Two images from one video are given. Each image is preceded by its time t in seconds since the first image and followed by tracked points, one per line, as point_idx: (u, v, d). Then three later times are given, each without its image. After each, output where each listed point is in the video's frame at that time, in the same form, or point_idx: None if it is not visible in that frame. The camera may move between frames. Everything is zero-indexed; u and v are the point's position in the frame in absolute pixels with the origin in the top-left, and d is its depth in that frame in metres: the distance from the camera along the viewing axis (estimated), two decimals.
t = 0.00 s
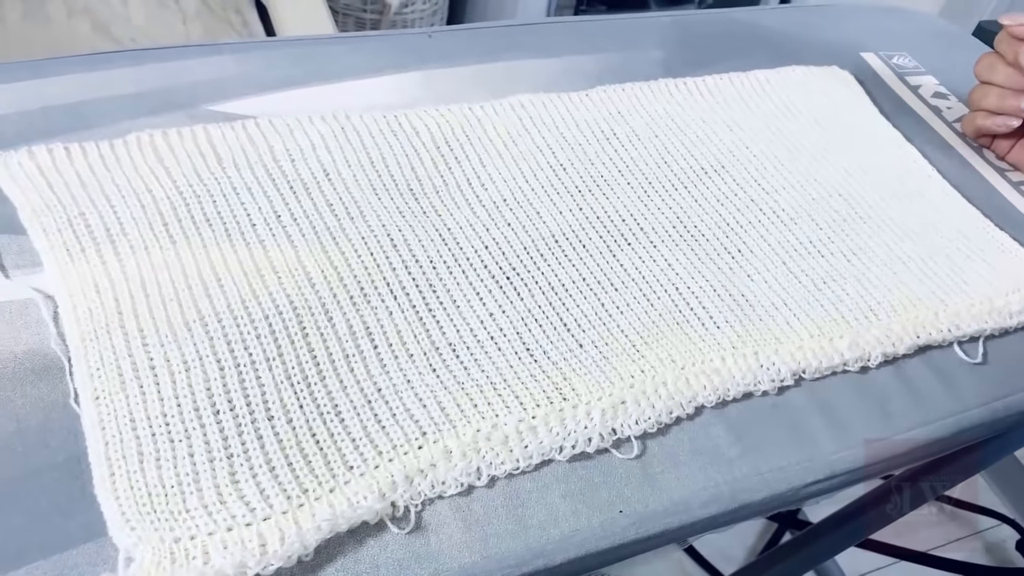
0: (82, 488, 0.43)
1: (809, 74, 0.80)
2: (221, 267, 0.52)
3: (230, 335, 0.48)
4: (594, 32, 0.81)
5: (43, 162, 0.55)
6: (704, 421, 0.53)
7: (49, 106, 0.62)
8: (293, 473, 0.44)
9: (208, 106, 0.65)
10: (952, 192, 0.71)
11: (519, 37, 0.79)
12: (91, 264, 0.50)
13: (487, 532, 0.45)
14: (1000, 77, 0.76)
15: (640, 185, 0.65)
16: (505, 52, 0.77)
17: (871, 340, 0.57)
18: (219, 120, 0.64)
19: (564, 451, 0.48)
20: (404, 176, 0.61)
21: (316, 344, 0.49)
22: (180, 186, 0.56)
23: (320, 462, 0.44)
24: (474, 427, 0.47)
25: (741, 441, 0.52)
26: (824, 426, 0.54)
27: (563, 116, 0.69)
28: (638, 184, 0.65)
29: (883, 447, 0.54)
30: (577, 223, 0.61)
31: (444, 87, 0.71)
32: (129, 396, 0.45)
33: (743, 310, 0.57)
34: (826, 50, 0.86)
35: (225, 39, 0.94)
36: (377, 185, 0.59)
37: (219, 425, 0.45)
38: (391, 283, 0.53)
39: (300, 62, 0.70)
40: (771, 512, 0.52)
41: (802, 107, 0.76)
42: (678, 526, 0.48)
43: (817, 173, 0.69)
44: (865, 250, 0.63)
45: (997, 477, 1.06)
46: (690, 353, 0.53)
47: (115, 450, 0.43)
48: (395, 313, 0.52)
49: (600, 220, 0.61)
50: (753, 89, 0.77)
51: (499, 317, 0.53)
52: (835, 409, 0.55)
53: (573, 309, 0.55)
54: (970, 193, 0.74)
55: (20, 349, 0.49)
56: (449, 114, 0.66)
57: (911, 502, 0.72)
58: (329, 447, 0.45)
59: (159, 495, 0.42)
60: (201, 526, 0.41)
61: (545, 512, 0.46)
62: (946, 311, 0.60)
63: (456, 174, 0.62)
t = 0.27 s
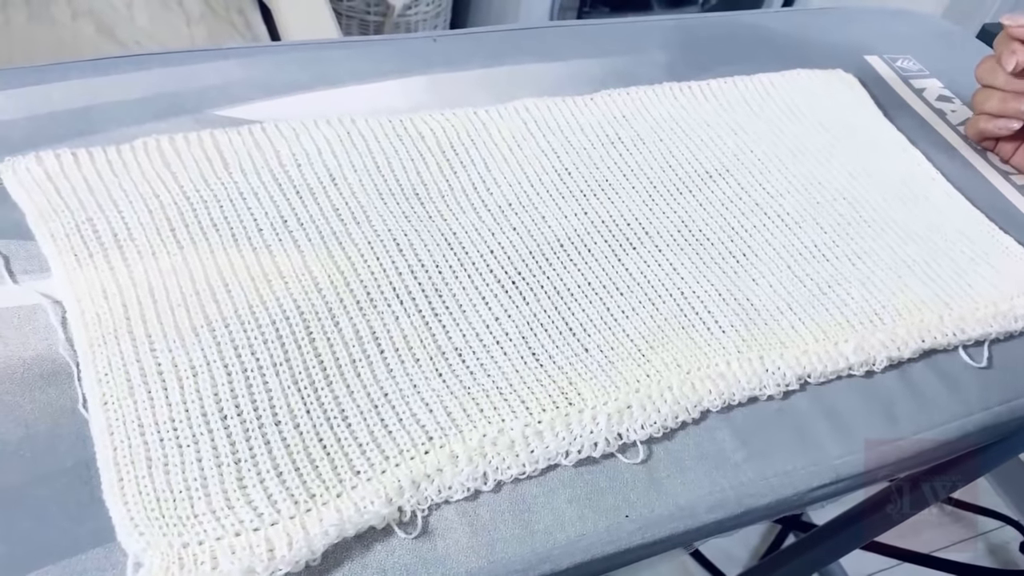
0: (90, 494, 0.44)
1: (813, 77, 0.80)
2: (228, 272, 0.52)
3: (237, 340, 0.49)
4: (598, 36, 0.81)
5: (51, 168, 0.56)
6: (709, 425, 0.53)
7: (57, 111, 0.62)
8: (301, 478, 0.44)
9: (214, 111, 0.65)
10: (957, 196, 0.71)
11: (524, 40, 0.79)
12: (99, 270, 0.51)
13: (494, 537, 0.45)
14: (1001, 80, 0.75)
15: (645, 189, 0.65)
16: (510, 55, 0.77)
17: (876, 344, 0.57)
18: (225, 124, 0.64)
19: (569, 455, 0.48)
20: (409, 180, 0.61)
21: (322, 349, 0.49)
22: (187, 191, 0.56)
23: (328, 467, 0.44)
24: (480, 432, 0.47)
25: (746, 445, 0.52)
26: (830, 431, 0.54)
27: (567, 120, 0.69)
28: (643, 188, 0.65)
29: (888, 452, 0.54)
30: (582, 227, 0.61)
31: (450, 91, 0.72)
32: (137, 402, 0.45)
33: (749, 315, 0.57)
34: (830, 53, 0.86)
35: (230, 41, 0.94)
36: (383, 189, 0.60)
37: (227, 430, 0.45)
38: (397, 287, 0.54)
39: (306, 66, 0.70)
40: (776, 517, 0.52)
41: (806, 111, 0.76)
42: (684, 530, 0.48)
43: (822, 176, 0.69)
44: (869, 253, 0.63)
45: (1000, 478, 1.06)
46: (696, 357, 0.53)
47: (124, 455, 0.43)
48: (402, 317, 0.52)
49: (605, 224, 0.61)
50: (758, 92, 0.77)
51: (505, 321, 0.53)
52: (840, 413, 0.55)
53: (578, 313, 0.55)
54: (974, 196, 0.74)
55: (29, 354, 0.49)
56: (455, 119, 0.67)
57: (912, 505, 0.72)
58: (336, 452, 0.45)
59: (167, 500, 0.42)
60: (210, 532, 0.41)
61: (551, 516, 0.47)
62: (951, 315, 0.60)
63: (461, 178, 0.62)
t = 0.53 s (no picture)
0: (95, 496, 0.44)
1: (815, 77, 0.80)
2: (232, 274, 0.52)
3: (242, 342, 0.49)
4: (600, 37, 0.81)
5: (55, 170, 0.56)
6: (712, 427, 0.53)
7: (60, 113, 0.63)
8: (305, 480, 0.44)
9: (217, 113, 0.65)
10: (960, 196, 0.71)
11: (526, 42, 0.79)
12: (103, 272, 0.51)
13: (498, 538, 0.45)
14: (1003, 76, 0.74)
15: (648, 190, 0.65)
16: (512, 56, 0.77)
17: (879, 345, 0.57)
18: (228, 126, 0.64)
19: (574, 457, 0.48)
20: (412, 182, 0.61)
21: (326, 350, 0.49)
22: (190, 193, 0.56)
23: (332, 468, 0.44)
24: (484, 433, 0.47)
25: (750, 446, 0.52)
26: (834, 432, 0.54)
27: (570, 121, 0.69)
28: (646, 189, 0.65)
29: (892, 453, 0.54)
30: (585, 228, 0.61)
31: (452, 92, 0.72)
32: (142, 404, 0.45)
33: (752, 316, 0.57)
34: (832, 54, 0.87)
35: (231, 43, 0.94)
36: (386, 191, 0.60)
37: (231, 432, 0.45)
38: (401, 289, 0.54)
39: (309, 68, 0.70)
40: (780, 518, 0.52)
41: (809, 111, 0.76)
42: (688, 532, 0.48)
43: (825, 177, 0.69)
44: (872, 254, 0.63)
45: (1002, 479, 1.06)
46: (699, 358, 0.53)
47: (129, 457, 0.44)
48: (406, 319, 0.52)
49: (608, 225, 0.61)
50: (760, 93, 0.77)
51: (509, 322, 0.53)
52: (843, 413, 0.55)
53: (582, 315, 0.55)
54: (977, 196, 0.74)
55: (34, 356, 0.49)
56: (458, 120, 0.67)
57: (913, 506, 0.71)
58: (340, 453, 0.45)
59: (172, 502, 0.42)
60: (215, 534, 0.41)
61: (556, 518, 0.47)
62: (955, 315, 0.60)
63: (464, 179, 0.62)
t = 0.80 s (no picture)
0: (101, 495, 0.44)
1: (816, 76, 0.80)
2: (236, 273, 0.52)
3: (246, 340, 0.49)
4: (601, 36, 0.82)
5: (59, 169, 0.56)
6: (715, 424, 0.53)
7: (63, 113, 0.63)
8: (310, 478, 0.44)
9: (220, 113, 0.65)
10: (961, 193, 0.71)
11: (527, 41, 0.79)
12: (108, 271, 0.51)
13: (503, 536, 0.45)
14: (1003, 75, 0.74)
15: (650, 188, 0.65)
16: (514, 56, 0.77)
17: (881, 342, 0.57)
18: (231, 126, 0.64)
19: (577, 454, 0.49)
20: (415, 181, 0.61)
21: (330, 349, 0.49)
22: (194, 193, 0.56)
23: (337, 466, 0.45)
24: (488, 431, 0.47)
25: (753, 444, 0.52)
26: (836, 429, 0.54)
27: (571, 120, 0.70)
28: (648, 187, 0.65)
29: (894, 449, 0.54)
30: (587, 227, 0.61)
31: (454, 92, 0.72)
32: (147, 403, 0.45)
33: (755, 314, 0.57)
34: (832, 52, 0.87)
35: (232, 43, 0.94)
36: (389, 190, 0.60)
37: (236, 430, 0.45)
38: (404, 288, 0.54)
39: (312, 67, 0.70)
40: (782, 515, 0.52)
41: (809, 109, 0.76)
42: (691, 529, 0.49)
43: (827, 175, 0.70)
44: (874, 252, 0.64)
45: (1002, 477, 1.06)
46: (702, 356, 0.54)
47: (135, 456, 0.44)
48: (409, 317, 0.52)
49: (611, 224, 0.62)
50: (761, 92, 0.77)
51: (512, 321, 0.53)
52: (845, 410, 0.56)
53: (585, 313, 0.55)
54: (978, 194, 0.74)
55: (39, 356, 0.49)
56: (460, 119, 0.67)
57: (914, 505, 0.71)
58: (345, 451, 0.45)
59: (178, 500, 0.42)
60: (220, 532, 0.41)
61: (560, 515, 0.47)
62: (956, 312, 0.60)
63: (467, 178, 0.62)
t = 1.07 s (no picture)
0: (105, 494, 0.44)
1: (813, 75, 0.80)
2: (238, 272, 0.52)
3: (249, 340, 0.49)
4: (600, 35, 0.82)
5: (61, 170, 0.56)
6: (715, 421, 0.53)
7: (64, 114, 0.63)
8: (313, 476, 0.44)
9: (222, 113, 0.66)
10: (958, 192, 0.72)
11: (527, 41, 0.79)
12: (111, 272, 0.51)
13: (505, 532, 0.46)
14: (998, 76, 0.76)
15: (649, 187, 0.65)
16: (513, 55, 0.77)
17: (879, 340, 0.58)
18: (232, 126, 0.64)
19: (578, 452, 0.49)
20: (415, 181, 0.61)
21: (333, 348, 0.50)
22: (196, 193, 0.56)
23: (340, 464, 0.45)
24: (489, 429, 0.48)
25: (753, 441, 0.53)
26: (835, 426, 0.55)
27: (571, 120, 0.70)
28: (647, 186, 0.65)
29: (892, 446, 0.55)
30: (587, 226, 0.61)
31: (454, 92, 0.72)
32: (150, 402, 0.46)
33: (754, 312, 0.57)
34: (830, 52, 0.87)
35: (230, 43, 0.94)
36: (389, 190, 0.60)
37: (240, 429, 0.45)
38: (405, 287, 0.54)
39: (313, 68, 0.71)
40: (782, 511, 0.53)
41: (807, 108, 0.77)
42: (691, 525, 0.49)
43: (825, 174, 0.70)
44: (872, 250, 0.64)
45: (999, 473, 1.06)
46: (702, 353, 0.54)
47: (139, 455, 0.44)
48: (411, 317, 0.52)
49: (610, 223, 0.62)
50: (759, 91, 0.77)
51: (512, 319, 0.54)
52: (844, 407, 0.56)
53: (585, 312, 0.55)
54: (974, 192, 0.74)
55: (42, 355, 0.49)
56: (460, 119, 0.67)
57: (911, 502, 0.73)
58: (348, 449, 0.46)
59: (182, 498, 0.42)
60: (225, 529, 0.41)
61: (561, 512, 0.47)
62: (954, 310, 0.60)
63: (467, 178, 0.63)
